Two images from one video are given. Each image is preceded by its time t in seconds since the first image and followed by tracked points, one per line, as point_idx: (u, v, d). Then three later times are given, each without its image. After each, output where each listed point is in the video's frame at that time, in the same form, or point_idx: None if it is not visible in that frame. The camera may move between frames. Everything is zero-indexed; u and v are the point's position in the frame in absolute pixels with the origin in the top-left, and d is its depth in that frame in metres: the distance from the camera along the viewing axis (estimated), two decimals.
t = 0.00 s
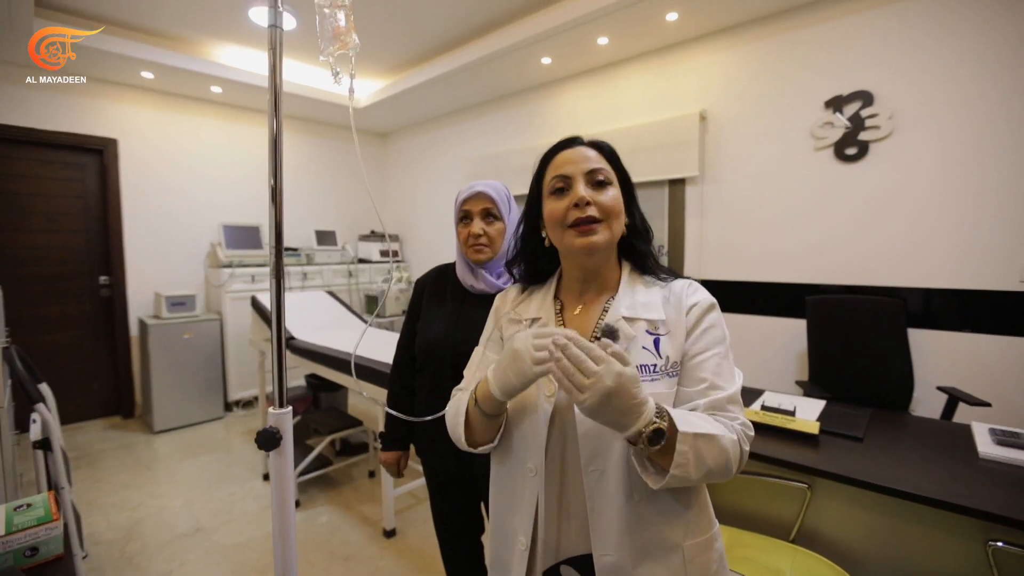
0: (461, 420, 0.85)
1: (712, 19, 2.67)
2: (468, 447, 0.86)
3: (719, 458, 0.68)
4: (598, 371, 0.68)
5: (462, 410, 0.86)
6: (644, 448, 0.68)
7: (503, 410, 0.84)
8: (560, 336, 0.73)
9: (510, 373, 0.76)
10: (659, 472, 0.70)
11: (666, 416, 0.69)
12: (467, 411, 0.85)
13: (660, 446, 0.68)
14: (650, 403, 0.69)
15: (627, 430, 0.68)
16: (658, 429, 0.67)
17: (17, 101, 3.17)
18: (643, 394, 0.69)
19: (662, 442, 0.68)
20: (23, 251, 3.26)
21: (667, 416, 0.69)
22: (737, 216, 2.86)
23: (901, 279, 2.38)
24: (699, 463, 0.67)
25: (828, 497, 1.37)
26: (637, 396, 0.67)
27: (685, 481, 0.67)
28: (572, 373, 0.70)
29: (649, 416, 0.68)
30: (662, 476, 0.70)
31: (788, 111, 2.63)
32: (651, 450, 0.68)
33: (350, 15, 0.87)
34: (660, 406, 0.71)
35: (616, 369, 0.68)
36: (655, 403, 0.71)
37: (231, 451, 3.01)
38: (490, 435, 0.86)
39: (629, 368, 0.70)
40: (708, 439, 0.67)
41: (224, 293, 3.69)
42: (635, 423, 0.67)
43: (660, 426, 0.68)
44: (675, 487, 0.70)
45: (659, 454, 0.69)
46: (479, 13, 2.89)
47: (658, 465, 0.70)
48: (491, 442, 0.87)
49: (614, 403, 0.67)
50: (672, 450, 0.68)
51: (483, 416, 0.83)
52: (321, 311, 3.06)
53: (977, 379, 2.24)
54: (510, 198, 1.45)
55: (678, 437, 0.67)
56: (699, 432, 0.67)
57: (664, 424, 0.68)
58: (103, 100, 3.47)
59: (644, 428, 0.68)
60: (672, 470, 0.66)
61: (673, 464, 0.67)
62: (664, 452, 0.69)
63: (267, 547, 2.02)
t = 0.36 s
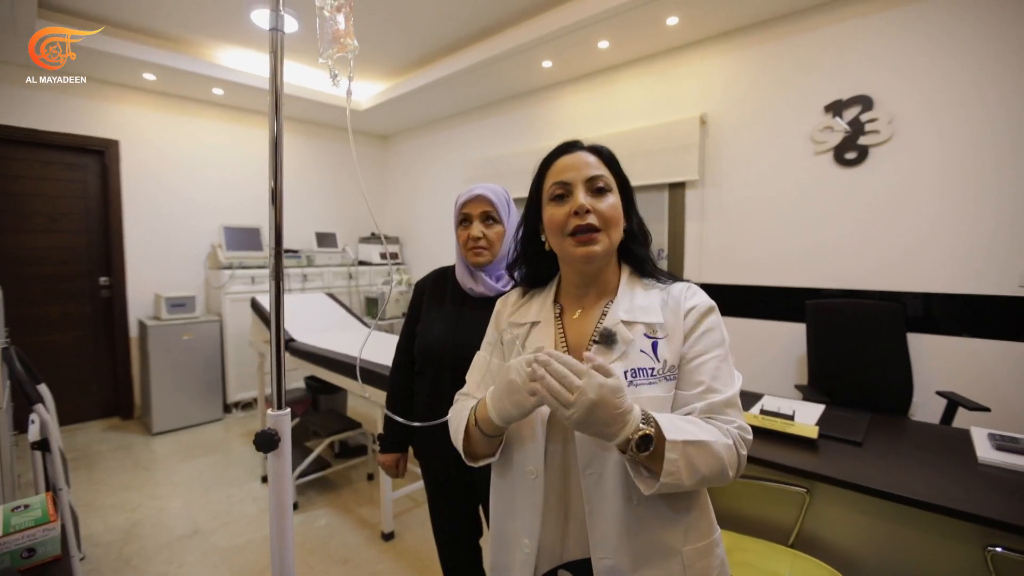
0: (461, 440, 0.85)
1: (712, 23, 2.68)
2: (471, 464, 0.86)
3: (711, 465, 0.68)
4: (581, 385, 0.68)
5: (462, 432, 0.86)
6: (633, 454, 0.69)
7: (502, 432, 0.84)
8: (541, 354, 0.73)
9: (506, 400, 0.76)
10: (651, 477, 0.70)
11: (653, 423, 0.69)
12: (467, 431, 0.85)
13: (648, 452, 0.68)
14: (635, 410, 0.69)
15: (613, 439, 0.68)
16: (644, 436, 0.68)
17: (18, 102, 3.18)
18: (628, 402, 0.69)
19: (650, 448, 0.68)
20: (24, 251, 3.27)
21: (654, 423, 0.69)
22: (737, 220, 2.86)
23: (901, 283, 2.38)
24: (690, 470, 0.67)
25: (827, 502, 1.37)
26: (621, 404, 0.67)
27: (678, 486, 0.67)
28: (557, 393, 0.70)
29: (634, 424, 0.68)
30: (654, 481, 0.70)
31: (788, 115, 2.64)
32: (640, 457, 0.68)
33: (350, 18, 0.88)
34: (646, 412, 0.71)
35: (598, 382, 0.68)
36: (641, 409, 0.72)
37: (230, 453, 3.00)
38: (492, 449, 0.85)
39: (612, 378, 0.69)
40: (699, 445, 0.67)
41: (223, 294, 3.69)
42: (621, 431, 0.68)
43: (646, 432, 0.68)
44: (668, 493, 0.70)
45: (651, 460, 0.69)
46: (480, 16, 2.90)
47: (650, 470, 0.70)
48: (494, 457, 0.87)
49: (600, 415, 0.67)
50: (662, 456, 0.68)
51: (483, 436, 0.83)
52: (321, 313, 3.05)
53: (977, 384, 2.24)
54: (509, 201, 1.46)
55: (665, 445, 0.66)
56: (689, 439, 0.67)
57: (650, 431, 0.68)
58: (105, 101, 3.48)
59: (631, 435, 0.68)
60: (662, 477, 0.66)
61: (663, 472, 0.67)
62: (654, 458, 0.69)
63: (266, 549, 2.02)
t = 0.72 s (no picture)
0: (460, 423, 0.85)
1: (710, 28, 2.70)
2: (465, 454, 0.86)
3: (718, 459, 0.67)
4: (601, 356, 0.69)
5: (459, 417, 0.87)
6: (646, 440, 0.68)
7: (498, 416, 0.85)
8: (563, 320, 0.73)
9: (500, 371, 0.77)
10: (657, 472, 0.69)
11: (667, 411, 0.69)
12: (466, 415, 0.86)
13: (662, 439, 0.68)
14: (653, 395, 0.69)
15: (631, 420, 0.67)
16: (661, 420, 0.67)
17: (21, 108, 3.20)
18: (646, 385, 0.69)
19: (665, 435, 0.68)
20: (25, 257, 3.28)
21: (669, 410, 0.69)
22: (736, 224, 2.86)
23: (901, 287, 2.38)
24: (698, 462, 0.66)
25: (828, 507, 1.36)
26: (641, 383, 0.68)
27: (683, 481, 0.67)
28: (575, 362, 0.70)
29: (652, 407, 0.68)
30: (660, 475, 0.69)
31: (788, 119, 2.65)
32: (655, 443, 0.68)
33: (350, 24, 0.88)
34: (662, 400, 0.71)
35: (620, 356, 0.69)
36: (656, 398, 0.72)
37: (229, 458, 3.00)
38: (488, 440, 0.86)
39: (632, 357, 0.70)
40: (707, 435, 0.67)
41: (223, 300, 3.69)
42: (638, 412, 0.68)
43: (662, 417, 0.68)
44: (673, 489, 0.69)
45: (659, 449, 0.69)
46: (480, 22, 2.92)
47: (656, 462, 0.70)
48: (488, 446, 0.87)
49: (618, 390, 0.67)
50: (672, 445, 0.67)
51: (478, 422, 0.84)
52: (321, 317, 3.05)
53: (979, 388, 2.23)
54: (506, 206, 1.46)
55: (678, 430, 0.67)
56: (699, 428, 0.67)
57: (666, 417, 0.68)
58: (107, 107, 3.49)
59: (647, 418, 0.68)
60: (671, 466, 0.66)
61: (673, 460, 0.66)
62: (664, 448, 0.68)
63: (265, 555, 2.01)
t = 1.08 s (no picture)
0: (464, 438, 0.84)
1: (711, 34, 2.71)
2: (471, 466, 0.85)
3: (707, 468, 0.67)
4: (576, 371, 0.69)
5: (462, 429, 0.86)
6: (628, 450, 0.68)
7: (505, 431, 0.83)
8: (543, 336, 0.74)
9: (510, 391, 0.76)
10: (643, 478, 0.70)
11: (650, 419, 0.69)
12: (469, 430, 0.85)
13: (643, 449, 0.68)
14: (634, 405, 0.68)
15: (610, 432, 0.67)
16: (642, 432, 0.67)
17: (26, 111, 3.22)
18: (627, 395, 0.69)
19: (646, 446, 0.67)
20: (29, 258, 3.29)
21: (652, 420, 0.69)
22: (737, 229, 2.86)
23: (902, 292, 2.38)
24: (685, 472, 0.66)
25: (829, 513, 1.35)
26: (619, 395, 0.68)
27: (669, 489, 0.67)
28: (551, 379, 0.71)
29: (632, 418, 0.68)
30: (647, 482, 0.70)
31: (789, 124, 2.65)
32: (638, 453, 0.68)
33: (351, 28, 0.88)
34: (646, 410, 0.70)
35: (593, 369, 0.68)
36: (641, 407, 0.71)
37: (229, 461, 2.99)
38: (494, 453, 0.85)
39: (610, 369, 0.70)
40: (694, 447, 0.67)
41: (225, 302, 3.70)
42: (618, 424, 0.67)
43: (644, 428, 0.67)
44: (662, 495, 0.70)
45: (644, 459, 0.69)
46: (482, 26, 2.93)
47: (643, 470, 0.70)
48: (494, 459, 0.86)
49: (592, 403, 0.67)
50: (657, 456, 0.67)
51: (483, 434, 0.83)
52: (321, 320, 3.05)
53: (981, 394, 2.22)
54: (506, 211, 1.46)
55: (661, 442, 0.66)
56: (684, 439, 0.67)
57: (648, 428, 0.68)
58: (110, 109, 3.51)
59: (627, 430, 0.67)
60: (655, 476, 0.66)
61: (657, 469, 0.66)
62: (649, 457, 0.68)
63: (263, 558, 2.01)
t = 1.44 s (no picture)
0: (456, 417, 0.85)
1: (709, 32, 2.71)
2: (462, 450, 0.85)
3: (704, 462, 0.67)
4: (579, 364, 0.69)
5: (456, 410, 0.86)
6: (628, 446, 0.68)
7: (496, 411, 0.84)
8: (544, 327, 0.74)
9: (500, 363, 0.77)
10: (639, 472, 0.70)
11: (651, 415, 0.69)
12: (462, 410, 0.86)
13: (644, 444, 0.68)
14: (636, 400, 0.68)
15: (612, 427, 0.68)
16: (643, 427, 0.67)
17: (20, 106, 3.19)
18: (629, 390, 0.69)
19: (647, 441, 0.67)
20: (24, 255, 3.27)
21: (654, 416, 0.69)
22: (734, 227, 2.87)
23: (897, 290, 2.39)
24: (683, 467, 0.67)
25: (824, 509, 1.36)
26: (622, 390, 0.67)
27: (666, 482, 0.67)
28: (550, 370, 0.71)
29: (634, 414, 0.68)
30: (643, 476, 0.70)
31: (785, 123, 2.66)
32: (639, 448, 0.68)
33: (346, 21, 0.88)
34: (646, 405, 0.70)
35: (596, 364, 0.68)
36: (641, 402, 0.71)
37: (225, 458, 2.99)
38: (486, 436, 0.85)
39: (613, 364, 0.70)
40: (692, 440, 0.67)
41: (221, 300, 3.69)
42: (621, 419, 0.67)
43: (645, 423, 0.67)
44: (658, 489, 0.70)
45: (643, 453, 0.69)
46: (479, 23, 2.92)
47: (639, 464, 0.70)
48: (484, 444, 0.86)
49: (595, 397, 0.67)
50: (656, 451, 0.68)
51: (475, 414, 0.83)
52: (318, 318, 3.05)
53: (975, 391, 2.24)
54: (503, 208, 1.46)
55: (662, 435, 0.67)
56: (684, 432, 0.67)
57: (649, 423, 0.68)
58: (106, 106, 3.49)
59: (629, 425, 0.67)
60: (654, 469, 0.66)
61: (656, 463, 0.66)
62: (648, 452, 0.68)
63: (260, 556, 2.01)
